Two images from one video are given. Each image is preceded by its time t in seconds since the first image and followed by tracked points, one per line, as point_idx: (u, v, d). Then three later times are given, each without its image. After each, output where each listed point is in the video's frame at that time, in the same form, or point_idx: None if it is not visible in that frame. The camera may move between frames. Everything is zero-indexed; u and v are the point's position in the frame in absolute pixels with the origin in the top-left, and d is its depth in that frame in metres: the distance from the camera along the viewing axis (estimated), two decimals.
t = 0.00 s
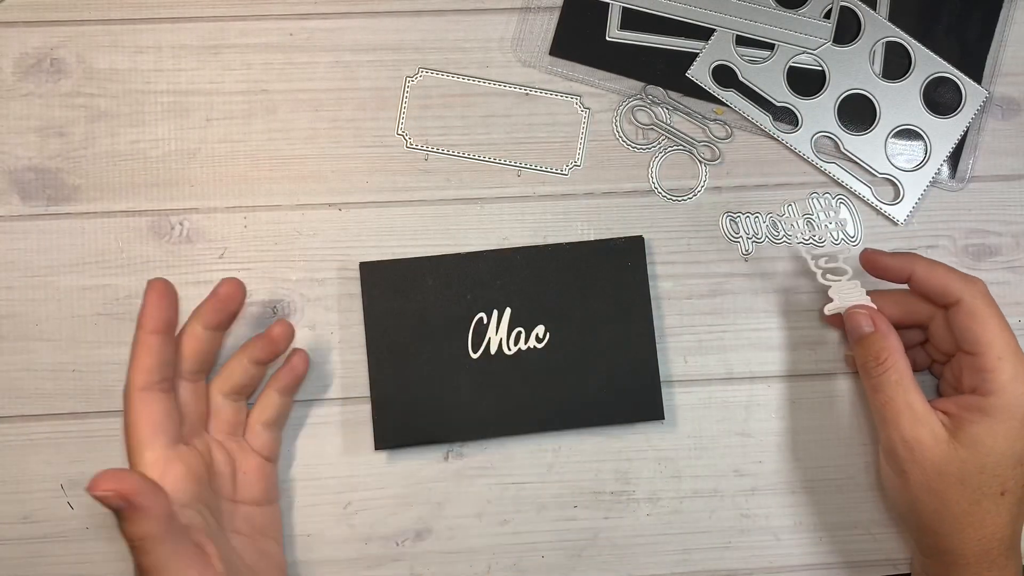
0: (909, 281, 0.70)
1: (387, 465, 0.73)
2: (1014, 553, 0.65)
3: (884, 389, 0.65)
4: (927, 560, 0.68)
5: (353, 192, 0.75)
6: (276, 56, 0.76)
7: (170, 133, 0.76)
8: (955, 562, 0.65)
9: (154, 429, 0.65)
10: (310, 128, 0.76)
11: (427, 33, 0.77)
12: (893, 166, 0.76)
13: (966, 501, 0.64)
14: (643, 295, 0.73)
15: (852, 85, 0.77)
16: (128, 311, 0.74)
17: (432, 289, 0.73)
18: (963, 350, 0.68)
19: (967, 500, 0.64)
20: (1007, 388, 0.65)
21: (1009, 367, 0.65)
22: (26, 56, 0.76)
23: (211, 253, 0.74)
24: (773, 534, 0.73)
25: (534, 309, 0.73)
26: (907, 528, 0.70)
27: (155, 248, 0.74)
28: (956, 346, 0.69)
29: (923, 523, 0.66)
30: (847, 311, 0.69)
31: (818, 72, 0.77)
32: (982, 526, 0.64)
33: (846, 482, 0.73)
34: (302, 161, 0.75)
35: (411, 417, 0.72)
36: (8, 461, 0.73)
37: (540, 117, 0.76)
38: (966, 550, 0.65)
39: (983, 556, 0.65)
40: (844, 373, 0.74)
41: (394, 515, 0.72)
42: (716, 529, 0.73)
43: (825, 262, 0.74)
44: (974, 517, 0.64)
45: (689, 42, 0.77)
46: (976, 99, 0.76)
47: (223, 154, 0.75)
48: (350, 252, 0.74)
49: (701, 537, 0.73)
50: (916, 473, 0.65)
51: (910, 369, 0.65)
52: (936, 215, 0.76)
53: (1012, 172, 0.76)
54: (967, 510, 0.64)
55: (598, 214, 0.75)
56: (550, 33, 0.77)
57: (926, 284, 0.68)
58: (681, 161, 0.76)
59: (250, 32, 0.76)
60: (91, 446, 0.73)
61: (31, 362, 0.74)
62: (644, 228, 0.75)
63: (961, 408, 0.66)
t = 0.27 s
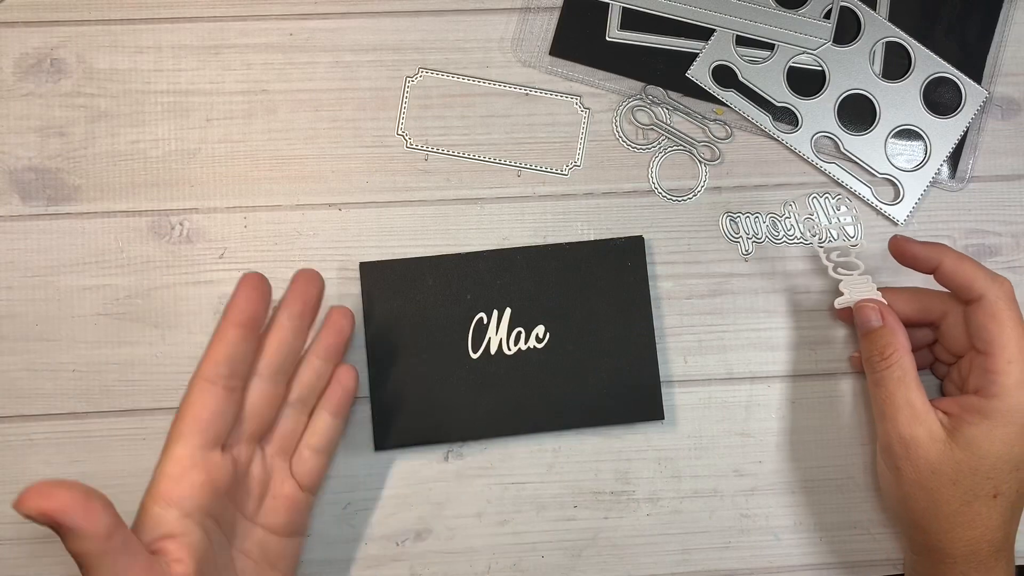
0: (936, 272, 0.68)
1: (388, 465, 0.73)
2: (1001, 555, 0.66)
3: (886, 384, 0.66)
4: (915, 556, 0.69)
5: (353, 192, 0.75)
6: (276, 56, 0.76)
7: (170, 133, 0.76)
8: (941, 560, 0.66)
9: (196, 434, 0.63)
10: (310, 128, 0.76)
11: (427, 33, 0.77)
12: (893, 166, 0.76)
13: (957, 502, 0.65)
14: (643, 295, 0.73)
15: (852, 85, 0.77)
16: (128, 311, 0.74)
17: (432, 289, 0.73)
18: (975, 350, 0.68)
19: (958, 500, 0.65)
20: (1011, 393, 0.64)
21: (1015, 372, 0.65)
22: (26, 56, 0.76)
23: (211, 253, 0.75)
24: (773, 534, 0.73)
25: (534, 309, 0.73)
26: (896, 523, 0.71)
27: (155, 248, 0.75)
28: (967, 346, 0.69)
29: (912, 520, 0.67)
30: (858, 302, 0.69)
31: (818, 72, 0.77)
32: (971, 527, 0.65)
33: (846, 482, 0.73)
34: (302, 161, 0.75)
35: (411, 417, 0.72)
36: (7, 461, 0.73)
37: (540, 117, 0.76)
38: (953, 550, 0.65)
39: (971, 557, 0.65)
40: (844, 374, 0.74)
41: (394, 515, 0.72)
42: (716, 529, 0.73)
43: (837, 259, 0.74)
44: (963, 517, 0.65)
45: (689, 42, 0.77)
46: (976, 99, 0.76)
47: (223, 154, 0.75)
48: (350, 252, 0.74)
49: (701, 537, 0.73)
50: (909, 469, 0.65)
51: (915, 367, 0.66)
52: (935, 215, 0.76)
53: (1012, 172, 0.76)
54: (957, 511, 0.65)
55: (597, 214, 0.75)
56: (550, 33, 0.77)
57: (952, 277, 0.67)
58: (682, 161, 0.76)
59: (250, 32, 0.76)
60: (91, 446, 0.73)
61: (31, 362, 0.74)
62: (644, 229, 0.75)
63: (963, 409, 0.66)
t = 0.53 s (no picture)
0: (928, 274, 0.68)
1: (387, 465, 0.73)
2: (995, 556, 0.66)
3: (877, 386, 0.66)
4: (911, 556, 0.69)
5: (353, 192, 0.75)
6: (276, 56, 0.76)
7: (171, 133, 0.76)
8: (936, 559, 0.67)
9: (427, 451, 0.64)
10: (310, 128, 0.76)
11: (426, 33, 0.77)
12: (893, 166, 0.76)
13: (949, 502, 0.65)
14: (643, 295, 0.73)
15: (852, 85, 0.77)
16: (128, 311, 0.74)
17: (432, 289, 0.73)
18: (967, 349, 0.68)
19: (949, 501, 0.65)
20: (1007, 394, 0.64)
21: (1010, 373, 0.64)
22: (26, 56, 0.76)
23: (211, 253, 0.74)
24: (773, 534, 0.73)
25: (534, 309, 0.73)
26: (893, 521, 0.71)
27: (155, 248, 0.74)
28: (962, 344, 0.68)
29: (907, 521, 0.67)
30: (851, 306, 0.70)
31: (818, 72, 0.77)
32: (964, 528, 0.65)
33: (846, 482, 0.73)
34: (302, 161, 0.75)
35: (411, 417, 0.72)
36: (7, 461, 0.73)
37: (540, 117, 0.76)
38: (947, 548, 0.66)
39: (965, 558, 0.66)
40: (844, 374, 0.74)
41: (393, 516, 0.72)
42: (716, 529, 0.73)
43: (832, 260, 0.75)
44: (958, 518, 0.65)
45: (689, 42, 0.77)
46: (976, 99, 0.76)
47: (223, 154, 0.75)
48: (350, 252, 0.74)
49: (701, 538, 0.73)
50: (901, 469, 0.66)
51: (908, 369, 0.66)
52: (935, 215, 0.76)
53: (1012, 172, 0.76)
54: (949, 513, 0.65)
55: (597, 214, 0.75)
56: (550, 33, 0.77)
57: (946, 277, 0.67)
58: (681, 161, 0.76)
59: (250, 32, 0.76)
60: (91, 446, 0.73)
61: (31, 362, 0.74)
62: (644, 228, 0.75)
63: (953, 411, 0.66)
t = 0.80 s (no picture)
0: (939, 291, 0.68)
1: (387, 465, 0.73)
2: (1002, 556, 0.66)
3: (887, 386, 0.66)
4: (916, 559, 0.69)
5: (353, 192, 0.75)
6: (276, 56, 0.76)
7: (170, 133, 0.76)
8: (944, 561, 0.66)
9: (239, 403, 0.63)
10: (310, 128, 0.76)
11: (426, 33, 0.77)
12: (893, 166, 0.76)
13: (959, 503, 0.65)
14: (643, 295, 0.73)
15: (852, 85, 0.77)
16: (128, 311, 0.74)
17: (432, 289, 0.73)
18: (977, 349, 0.68)
19: (960, 501, 0.65)
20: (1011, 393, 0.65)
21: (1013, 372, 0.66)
22: (26, 56, 0.76)
23: (210, 253, 0.74)
24: (773, 534, 0.73)
25: (535, 309, 0.73)
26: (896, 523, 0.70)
27: (155, 248, 0.75)
28: (965, 348, 0.69)
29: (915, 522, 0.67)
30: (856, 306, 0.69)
31: (818, 72, 0.77)
32: (971, 529, 0.65)
33: (846, 482, 0.73)
34: (302, 161, 0.75)
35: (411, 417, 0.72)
36: (7, 461, 0.73)
37: (540, 117, 0.76)
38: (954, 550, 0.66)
39: (974, 558, 0.65)
40: (844, 374, 0.74)
41: (393, 515, 0.72)
42: (716, 529, 0.73)
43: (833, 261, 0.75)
44: (965, 517, 0.65)
45: (689, 42, 0.77)
46: (976, 99, 0.76)
47: (223, 154, 0.75)
48: (350, 252, 0.74)
49: (701, 538, 0.73)
50: (912, 470, 0.65)
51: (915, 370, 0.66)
52: (935, 216, 0.76)
53: (1011, 172, 0.76)
54: (959, 513, 0.65)
55: (597, 215, 0.75)
56: (550, 33, 0.77)
57: (957, 292, 0.67)
58: (681, 161, 0.76)
59: (250, 32, 0.76)
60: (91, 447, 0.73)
61: (31, 362, 0.74)
62: (644, 229, 0.75)
63: (962, 409, 0.67)
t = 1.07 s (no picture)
0: (876, 211, 0.68)
1: (387, 465, 0.73)
2: (995, 480, 0.64)
3: (853, 308, 0.65)
4: (909, 491, 0.68)
5: (354, 191, 0.75)
6: (276, 56, 0.76)
7: (171, 133, 0.76)
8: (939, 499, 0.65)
9: None
10: (310, 128, 0.76)
11: (427, 33, 0.77)
12: (893, 166, 0.76)
13: (941, 427, 0.63)
14: (643, 295, 0.73)
15: (852, 85, 0.77)
16: (128, 311, 0.74)
17: (432, 289, 0.73)
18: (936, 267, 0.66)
19: (941, 425, 0.63)
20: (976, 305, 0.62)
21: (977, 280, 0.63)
22: (26, 56, 0.76)
23: (211, 253, 0.75)
24: (772, 534, 0.73)
25: (535, 309, 0.73)
26: (889, 461, 0.70)
27: (155, 247, 0.75)
28: (931, 266, 0.67)
29: (902, 453, 0.66)
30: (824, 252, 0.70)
31: (818, 72, 0.77)
32: (956, 453, 0.63)
33: (846, 482, 0.73)
34: (302, 161, 0.75)
35: (411, 417, 0.72)
36: (8, 461, 0.73)
37: (540, 117, 0.76)
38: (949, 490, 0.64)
39: (962, 487, 0.64)
40: (844, 374, 0.74)
41: (393, 515, 0.72)
42: (716, 529, 0.73)
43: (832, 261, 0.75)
44: (953, 450, 0.64)
45: (689, 42, 0.77)
46: (976, 99, 0.76)
47: (223, 154, 0.75)
48: (350, 252, 0.74)
49: (701, 538, 0.73)
50: (889, 399, 0.65)
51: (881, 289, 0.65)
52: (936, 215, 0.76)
53: (1012, 172, 0.76)
54: (943, 437, 0.63)
55: (597, 215, 0.75)
56: (550, 33, 0.77)
57: (892, 208, 0.67)
58: (682, 161, 0.76)
59: (250, 32, 0.76)
60: (91, 446, 0.73)
61: (31, 362, 0.74)
62: (644, 228, 0.75)
63: (936, 327, 0.64)
